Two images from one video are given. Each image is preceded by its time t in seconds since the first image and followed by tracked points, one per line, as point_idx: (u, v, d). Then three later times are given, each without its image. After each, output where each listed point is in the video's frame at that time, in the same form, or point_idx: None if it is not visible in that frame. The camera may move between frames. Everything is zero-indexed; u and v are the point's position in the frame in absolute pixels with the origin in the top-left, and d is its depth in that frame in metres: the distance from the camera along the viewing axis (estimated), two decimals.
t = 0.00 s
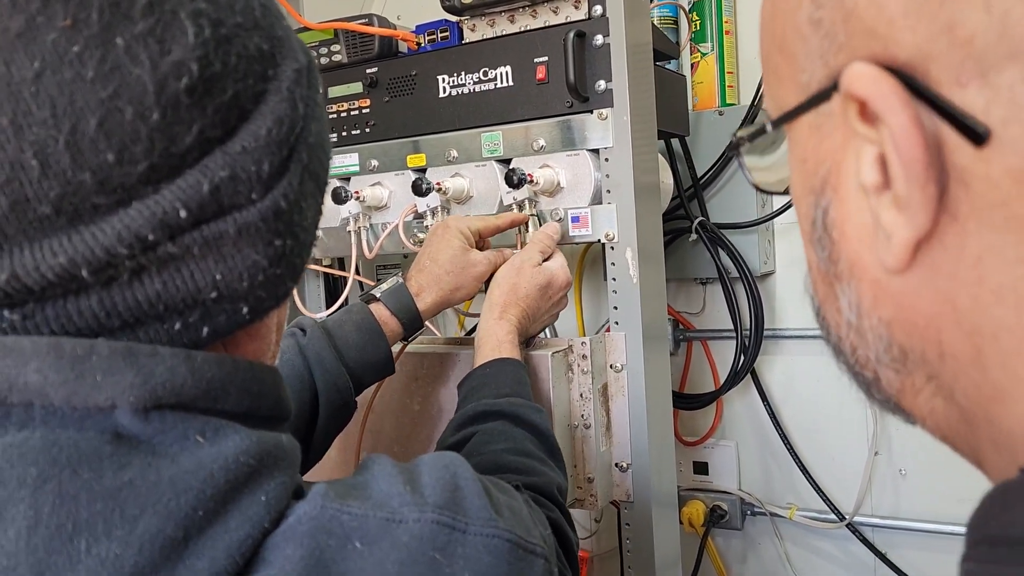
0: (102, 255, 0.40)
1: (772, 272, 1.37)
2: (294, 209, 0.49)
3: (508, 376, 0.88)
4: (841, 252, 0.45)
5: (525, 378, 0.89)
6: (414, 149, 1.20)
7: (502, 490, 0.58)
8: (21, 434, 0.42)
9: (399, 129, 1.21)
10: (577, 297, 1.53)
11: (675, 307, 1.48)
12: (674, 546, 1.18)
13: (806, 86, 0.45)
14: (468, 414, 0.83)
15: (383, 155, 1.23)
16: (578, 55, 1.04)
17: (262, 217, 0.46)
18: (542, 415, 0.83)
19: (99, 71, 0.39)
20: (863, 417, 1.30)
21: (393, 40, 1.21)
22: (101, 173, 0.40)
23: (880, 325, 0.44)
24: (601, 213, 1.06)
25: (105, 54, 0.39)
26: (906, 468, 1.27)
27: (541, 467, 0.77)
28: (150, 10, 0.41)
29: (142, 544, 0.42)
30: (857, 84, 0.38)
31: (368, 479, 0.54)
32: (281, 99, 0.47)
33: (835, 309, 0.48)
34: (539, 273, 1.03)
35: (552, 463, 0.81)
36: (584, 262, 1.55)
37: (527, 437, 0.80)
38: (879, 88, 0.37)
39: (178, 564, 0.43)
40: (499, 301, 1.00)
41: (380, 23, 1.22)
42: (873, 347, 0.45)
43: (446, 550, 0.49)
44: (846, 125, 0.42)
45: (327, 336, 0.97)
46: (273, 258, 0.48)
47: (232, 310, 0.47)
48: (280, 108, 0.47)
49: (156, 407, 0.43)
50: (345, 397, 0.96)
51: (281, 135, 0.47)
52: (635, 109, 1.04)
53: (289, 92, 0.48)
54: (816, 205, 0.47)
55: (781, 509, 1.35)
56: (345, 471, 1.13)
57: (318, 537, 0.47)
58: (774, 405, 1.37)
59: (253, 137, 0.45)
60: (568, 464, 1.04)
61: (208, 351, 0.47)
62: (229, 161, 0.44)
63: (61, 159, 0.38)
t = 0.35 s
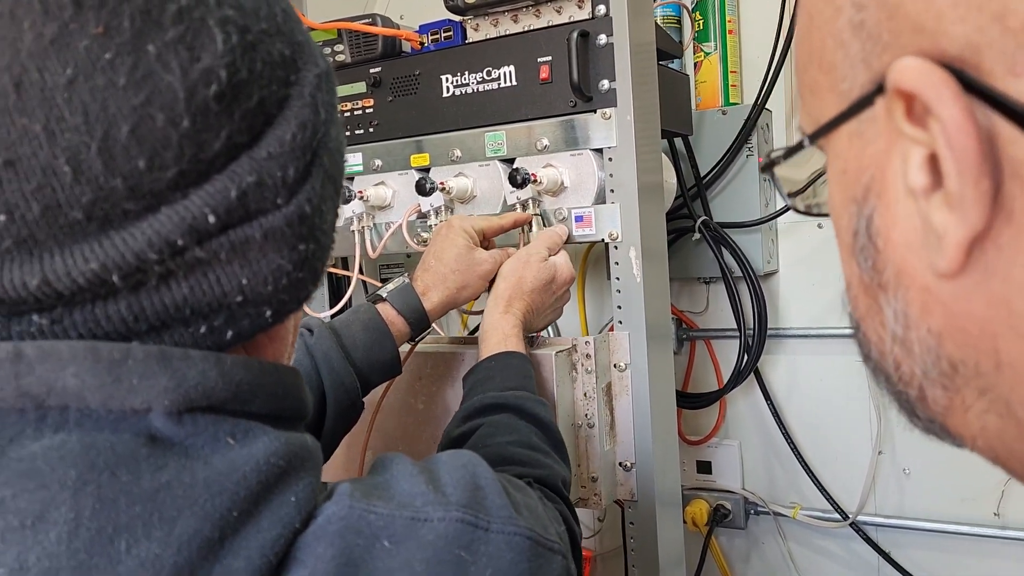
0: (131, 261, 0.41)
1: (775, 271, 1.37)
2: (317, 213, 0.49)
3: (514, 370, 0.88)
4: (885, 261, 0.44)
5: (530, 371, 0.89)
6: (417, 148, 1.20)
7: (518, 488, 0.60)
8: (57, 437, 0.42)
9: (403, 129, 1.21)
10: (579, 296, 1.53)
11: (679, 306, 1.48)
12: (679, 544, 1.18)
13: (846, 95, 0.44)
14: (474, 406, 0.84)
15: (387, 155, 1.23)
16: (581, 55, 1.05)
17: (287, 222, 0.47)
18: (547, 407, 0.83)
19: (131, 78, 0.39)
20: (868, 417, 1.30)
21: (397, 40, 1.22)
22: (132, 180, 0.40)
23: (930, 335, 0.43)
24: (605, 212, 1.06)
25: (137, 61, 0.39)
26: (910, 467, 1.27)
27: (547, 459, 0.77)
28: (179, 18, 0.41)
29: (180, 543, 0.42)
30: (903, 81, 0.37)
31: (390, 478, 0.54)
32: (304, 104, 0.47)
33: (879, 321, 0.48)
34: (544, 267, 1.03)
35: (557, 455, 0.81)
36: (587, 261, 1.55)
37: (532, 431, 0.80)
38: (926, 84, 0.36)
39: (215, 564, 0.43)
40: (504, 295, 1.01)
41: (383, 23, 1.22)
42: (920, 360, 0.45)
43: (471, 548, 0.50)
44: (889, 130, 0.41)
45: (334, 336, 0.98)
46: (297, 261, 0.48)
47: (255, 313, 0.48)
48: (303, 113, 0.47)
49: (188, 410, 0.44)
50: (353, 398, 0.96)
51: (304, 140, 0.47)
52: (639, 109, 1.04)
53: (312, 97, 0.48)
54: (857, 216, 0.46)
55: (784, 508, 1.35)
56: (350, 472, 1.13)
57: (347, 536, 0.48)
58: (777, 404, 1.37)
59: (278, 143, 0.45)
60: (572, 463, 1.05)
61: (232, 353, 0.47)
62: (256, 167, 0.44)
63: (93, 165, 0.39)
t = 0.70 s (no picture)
0: (153, 260, 0.41)
1: (777, 270, 1.37)
2: (333, 214, 0.49)
3: (514, 373, 0.89)
4: (954, 278, 0.44)
5: (530, 376, 0.89)
6: (419, 148, 1.21)
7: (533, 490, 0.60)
8: (82, 437, 0.42)
9: (404, 128, 1.21)
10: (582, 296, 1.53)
11: (681, 305, 1.49)
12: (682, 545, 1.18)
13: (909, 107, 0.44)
14: (476, 409, 0.83)
15: (388, 155, 1.24)
16: (584, 53, 1.05)
17: (305, 222, 0.47)
18: (548, 413, 0.83)
19: (155, 79, 0.40)
20: (870, 415, 1.30)
21: (399, 40, 1.21)
22: (154, 179, 0.40)
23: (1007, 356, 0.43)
24: (607, 212, 1.06)
25: (160, 62, 0.40)
26: (913, 466, 1.27)
27: (547, 464, 0.77)
28: (202, 19, 0.42)
29: (205, 541, 0.42)
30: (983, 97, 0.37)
31: (407, 476, 0.54)
32: (322, 106, 0.48)
33: (947, 340, 0.48)
34: (543, 270, 1.03)
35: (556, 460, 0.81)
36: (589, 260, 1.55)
37: (532, 435, 0.79)
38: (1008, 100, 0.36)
39: (240, 560, 0.43)
40: (502, 297, 1.01)
41: (386, 23, 1.22)
42: (996, 381, 0.45)
43: (488, 545, 0.50)
44: (961, 142, 0.41)
45: (339, 337, 0.97)
46: (314, 262, 0.48)
47: (273, 313, 0.47)
48: (321, 115, 0.47)
49: (211, 409, 0.44)
50: (358, 398, 0.97)
51: (322, 142, 0.47)
52: (641, 109, 1.05)
53: (329, 99, 0.48)
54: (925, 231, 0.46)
55: (786, 507, 1.36)
56: (354, 472, 1.14)
57: (367, 533, 0.48)
58: (779, 403, 1.37)
59: (296, 144, 0.46)
60: (574, 463, 1.05)
61: (249, 353, 0.47)
62: (274, 167, 0.44)
63: (117, 164, 0.39)
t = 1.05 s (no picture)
0: (159, 262, 0.41)
1: (777, 268, 1.37)
2: (339, 218, 0.49)
3: (509, 379, 0.89)
4: (966, 269, 0.48)
5: (524, 381, 0.89)
6: (420, 146, 1.21)
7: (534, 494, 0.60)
8: (80, 444, 0.42)
9: (404, 127, 1.22)
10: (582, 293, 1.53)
11: (681, 303, 1.49)
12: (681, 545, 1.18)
13: (928, 110, 0.47)
14: (471, 416, 0.84)
15: (389, 153, 1.24)
16: (584, 52, 1.05)
17: (311, 226, 0.47)
18: (543, 418, 0.83)
19: (162, 82, 0.40)
20: (870, 413, 1.30)
21: (400, 38, 1.22)
22: (161, 182, 0.40)
23: (1015, 343, 0.47)
24: (608, 210, 1.06)
25: (168, 65, 0.40)
26: (913, 464, 1.27)
27: (544, 469, 0.77)
28: (211, 22, 0.42)
29: (204, 549, 0.42)
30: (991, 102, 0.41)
31: (409, 480, 0.54)
32: (330, 109, 0.48)
33: (962, 326, 0.52)
34: (537, 275, 1.03)
35: (554, 466, 0.81)
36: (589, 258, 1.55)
37: (528, 441, 0.79)
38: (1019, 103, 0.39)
39: (239, 568, 0.44)
40: (498, 303, 1.01)
41: (386, 21, 1.22)
42: (1006, 366, 0.48)
43: (490, 552, 0.50)
44: (975, 143, 0.45)
45: (340, 336, 0.97)
46: (320, 265, 0.48)
47: (277, 316, 0.47)
48: (328, 118, 0.47)
49: (209, 415, 0.44)
50: (360, 397, 0.97)
51: (329, 145, 0.47)
52: (642, 108, 1.04)
53: (337, 102, 0.48)
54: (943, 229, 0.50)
55: (786, 505, 1.36)
56: (354, 471, 1.14)
57: (368, 540, 0.48)
58: (779, 401, 1.37)
59: (304, 147, 0.46)
60: (574, 462, 1.05)
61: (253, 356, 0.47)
62: (282, 170, 0.44)
63: (124, 167, 0.39)
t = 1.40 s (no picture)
0: (172, 254, 0.41)
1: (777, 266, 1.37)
2: (351, 213, 0.49)
3: (513, 375, 0.89)
4: (910, 211, 0.58)
5: (529, 376, 0.89)
6: (418, 144, 1.20)
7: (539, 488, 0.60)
8: (88, 438, 0.42)
9: (404, 124, 1.22)
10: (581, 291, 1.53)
11: (681, 301, 1.49)
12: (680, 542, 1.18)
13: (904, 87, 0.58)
14: (474, 413, 0.83)
15: (388, 151, 1.24)
16: (584, 49, 1.05)
17: (323, 220, 0.47)
18: (548, 414, 0.83)
19: (178, 75, 0.40)
20: (869, 409, 1.30)
21: (399, 36, 1.21)
22: (175, 174, 0.40)
23: (939, 265, 0.56)
24: (607, 207, 1.06)
25: (184, 58, 0.40)
26: (912, 461, 1.27)
27: (550, 467, 0.76)
28: (226, 16, 0.41)
29: (212, 543, 0.42)
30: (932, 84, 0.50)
31: (415, 475, 0.54)
32: (342, 104, 0.48)
33: (906, 256, 0.61)
34: (544, 269, 1.04)
35: (558, 463, 0.80)
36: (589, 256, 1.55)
37: (532, 438, 0.79)
38: (951, 90, 0.49)
39: (247, 563, 0.44)
40: (504, 297, 1.00)
41: (385, 18, 1.21)
42: (935, 285, 0.58)
43: (496, 547, 0.50)
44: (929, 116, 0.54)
45: (340, 335, 0.97)
46: (331, 259, 0.48)
47: (288, 310, 0.47)
48: (340, 113, 0.47)
49: (216, 410, 0.44)
50: (359, 394, 0.97)
51: (342, 139, 0.47)
52: (641, 105, 1.04)
53: (349, 97, 0.48)
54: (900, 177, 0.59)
55: (786, 503, 1.36)
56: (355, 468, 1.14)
57: (375, 534, 0.48)
58: (779, 399, 1.37)
59: (316, 141, 0.46)
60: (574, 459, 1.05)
61: (263, 350, 0.47)
62: (295, 164, 0.44)
63: (138, 159, 0.39)
